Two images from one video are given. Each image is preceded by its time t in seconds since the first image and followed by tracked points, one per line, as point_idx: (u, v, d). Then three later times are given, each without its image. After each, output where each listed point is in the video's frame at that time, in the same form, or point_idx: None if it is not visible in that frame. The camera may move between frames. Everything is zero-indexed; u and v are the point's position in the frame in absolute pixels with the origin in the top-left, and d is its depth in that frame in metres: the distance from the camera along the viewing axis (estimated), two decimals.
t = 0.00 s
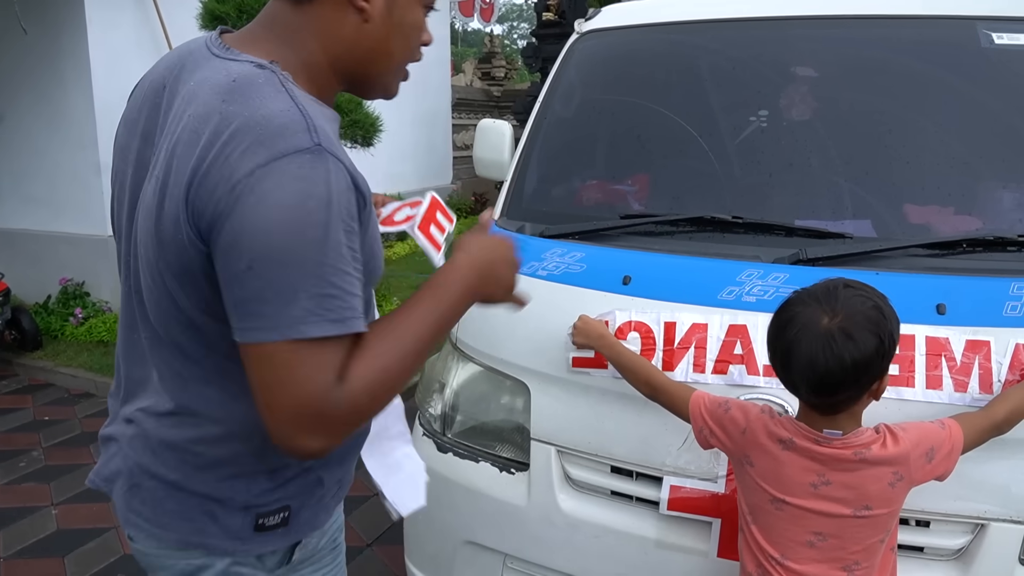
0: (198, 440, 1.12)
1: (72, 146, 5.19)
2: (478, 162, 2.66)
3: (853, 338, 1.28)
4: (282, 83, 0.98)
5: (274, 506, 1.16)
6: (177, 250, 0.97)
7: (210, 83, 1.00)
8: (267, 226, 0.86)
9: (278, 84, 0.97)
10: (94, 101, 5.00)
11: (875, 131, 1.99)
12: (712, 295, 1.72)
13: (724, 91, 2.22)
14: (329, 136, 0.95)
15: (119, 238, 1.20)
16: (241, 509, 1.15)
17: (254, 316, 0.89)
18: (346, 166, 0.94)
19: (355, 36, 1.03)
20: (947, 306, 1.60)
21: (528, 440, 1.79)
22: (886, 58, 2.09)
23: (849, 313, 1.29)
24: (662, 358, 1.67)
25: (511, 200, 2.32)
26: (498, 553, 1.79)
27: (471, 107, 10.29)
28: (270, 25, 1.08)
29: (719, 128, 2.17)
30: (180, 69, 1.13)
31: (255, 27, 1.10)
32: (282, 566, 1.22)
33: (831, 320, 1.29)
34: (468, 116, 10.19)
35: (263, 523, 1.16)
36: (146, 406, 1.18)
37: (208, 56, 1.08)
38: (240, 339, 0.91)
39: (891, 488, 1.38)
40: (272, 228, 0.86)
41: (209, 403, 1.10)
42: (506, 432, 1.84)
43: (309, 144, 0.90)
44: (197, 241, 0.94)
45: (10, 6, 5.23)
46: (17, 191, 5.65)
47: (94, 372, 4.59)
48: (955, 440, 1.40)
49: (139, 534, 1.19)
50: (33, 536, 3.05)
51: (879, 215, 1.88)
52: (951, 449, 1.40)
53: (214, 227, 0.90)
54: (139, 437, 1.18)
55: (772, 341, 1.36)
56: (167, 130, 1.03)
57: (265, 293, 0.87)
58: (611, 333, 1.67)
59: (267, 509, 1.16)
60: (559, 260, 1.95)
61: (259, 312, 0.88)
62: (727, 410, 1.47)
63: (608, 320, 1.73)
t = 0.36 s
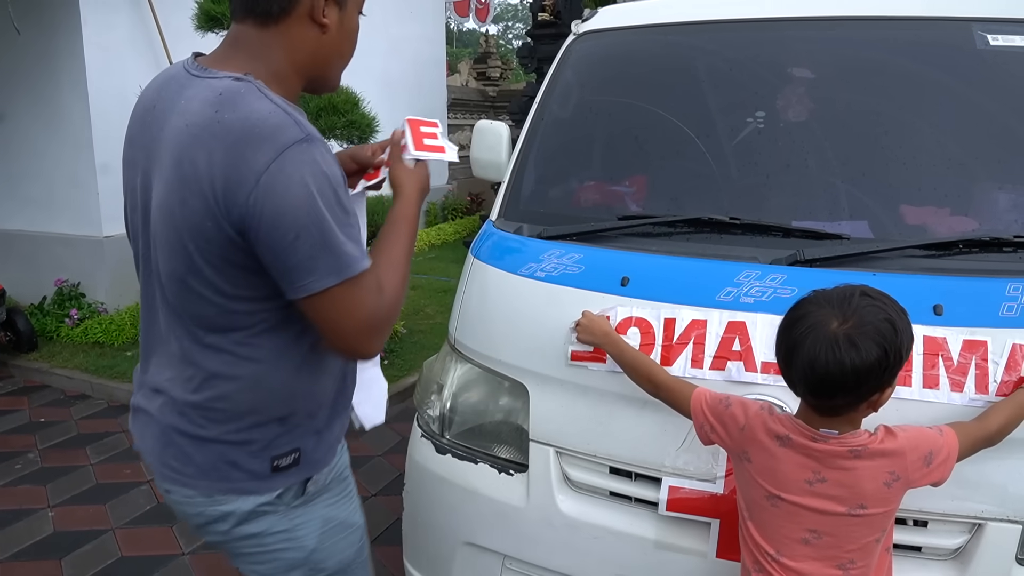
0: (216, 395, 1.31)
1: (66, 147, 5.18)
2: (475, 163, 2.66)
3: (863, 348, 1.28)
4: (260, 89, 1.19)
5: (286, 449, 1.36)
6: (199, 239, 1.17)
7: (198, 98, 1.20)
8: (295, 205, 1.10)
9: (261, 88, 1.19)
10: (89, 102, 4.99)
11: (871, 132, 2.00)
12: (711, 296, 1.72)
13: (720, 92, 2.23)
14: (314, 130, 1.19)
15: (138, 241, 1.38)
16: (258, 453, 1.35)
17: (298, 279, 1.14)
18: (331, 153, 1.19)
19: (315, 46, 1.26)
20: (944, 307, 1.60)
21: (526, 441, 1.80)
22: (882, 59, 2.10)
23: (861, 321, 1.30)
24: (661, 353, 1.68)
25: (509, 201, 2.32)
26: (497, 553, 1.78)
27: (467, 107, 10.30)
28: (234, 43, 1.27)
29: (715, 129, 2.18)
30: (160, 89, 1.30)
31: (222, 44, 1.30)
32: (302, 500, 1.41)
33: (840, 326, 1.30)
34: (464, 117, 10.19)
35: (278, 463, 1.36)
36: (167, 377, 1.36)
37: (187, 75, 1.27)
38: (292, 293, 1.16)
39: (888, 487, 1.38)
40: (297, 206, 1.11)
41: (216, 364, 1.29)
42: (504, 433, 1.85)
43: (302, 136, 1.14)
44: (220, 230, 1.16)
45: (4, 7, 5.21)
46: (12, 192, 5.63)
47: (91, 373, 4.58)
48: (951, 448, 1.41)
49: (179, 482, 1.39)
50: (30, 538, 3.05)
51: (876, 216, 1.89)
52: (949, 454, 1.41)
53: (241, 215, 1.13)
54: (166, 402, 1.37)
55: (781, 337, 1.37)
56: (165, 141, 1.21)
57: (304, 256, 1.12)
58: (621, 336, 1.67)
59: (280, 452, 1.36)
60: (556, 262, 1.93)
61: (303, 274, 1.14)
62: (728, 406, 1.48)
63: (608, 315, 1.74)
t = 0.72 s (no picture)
0: (285, 361, 1.41)
1: (61, 147, 5.16)
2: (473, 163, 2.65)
3: (874, 344, 1.29)
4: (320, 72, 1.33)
5: (347, 416, 1.47)
6: (285, 205, 1.30)
7: (266, 87, 1.33)
8: (390, 155, 1.26)
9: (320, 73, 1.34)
10: (85, 102, 4.97)
11: (871, 133, 2.00)
12: (711, 296, 1.72)
13: (719, 92, 2.23)
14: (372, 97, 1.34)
15: (190, 226, 1.48)
16: (326, 418, 1.45)
17: (398, 220, 1.30)
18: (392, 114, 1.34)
19: (357, 43, 1.38)
20: (944, 306, 1.60)
21: (526, 441, 1.79)
22: (880, 60, 2.11)
23: (869, 318, 1.30)
24: (661, 354, 1.68)
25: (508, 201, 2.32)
26: (498, 554, 1.78)
27: (463, 107, 10.30)
28: (284, 44, 1.40)
29: (715, 129, 2.18)
30: (214, 85, 1.42)
31: (274, 45, 1.43)
32: (365, 464, 1.52)
33: (854, 325, 1.30)
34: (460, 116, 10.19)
35: (344, 427, 1.47)
36: (231, 346, 1.43)
37: (242, 68, 1.39)
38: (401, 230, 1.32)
39: (890, 484, 1.38)
40: (388, 155, 1.27)
41: (284, 331, 1.39)
42: (504, 434, 1.84)
43: (368, 102, 1.29)
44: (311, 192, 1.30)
45: None
46: (8, 193, 5.61)
47: (87, 374, 4.56)
48: (953, 442, 1.41)
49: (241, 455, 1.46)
50: (27, 540, 3.04)
51: (876, 216, 1.89)
52: (949, 450, 1.41)
53: (335, 174, 1.27)
54: (227, 379, 1.44)
55: (788, 337, 1.36)
56: (236, 125, 1.34)
57: (400, 198, 1.28)
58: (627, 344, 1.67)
59: (344, 418, 1.47)
60: (556, 262, 1.92)
61: (400, 214, 1.30)
62: (730, 406, 1.48)
63: (608, 317, 1.74)
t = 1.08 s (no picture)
0: (357, 351, 1.51)
1: (58, 148, 5.14)
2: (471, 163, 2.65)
3: (887, 328, 1.30)
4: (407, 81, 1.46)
5: (405, 406, 1.58)
6: (375, 200, 1.41)
7: (360, 90, 1.44)
8: (478, 164, 1.40)
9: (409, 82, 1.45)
10: (81, 102, 4.96)
11: (870, 133, 2.00)
12: (710, 297, 1.71)
13: (718, 92, 2.23)
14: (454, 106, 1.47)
15: (262, 216, 1.54)
16: (387, 407, 1.56)
17: (482, 221, 1.43)
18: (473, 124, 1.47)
19: (431, 55, 1.52)
20: (944, 306, 1.60)
21: (525, 442, 1.79)
22: (879, 60, 2.11)
23: (875, 305, 1.32)
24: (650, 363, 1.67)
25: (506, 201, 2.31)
26: (497, 555, 1.77)
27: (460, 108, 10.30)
28: (363, 48, 1.53)
29: (714, 129, 2.18)
30: (298, 85, 1.51)
31: (353, 48, 1.55)
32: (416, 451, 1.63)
33: (864, 311, 1.31)
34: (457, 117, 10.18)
35: (403, 416, 1.58)
36: (306, 340, 1.51)
37: (330, 73, 1.49)
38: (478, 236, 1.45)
39: (893, 483, 1.38)
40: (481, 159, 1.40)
41: (362, 323, 1.50)
42: (503, 434, 1.84)
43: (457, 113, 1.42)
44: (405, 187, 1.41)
45: None
46: (4, 194, 5.60)
47: (83, 375, 4.55)
48: (953, 442, 1.42)
49: (302, 442, 1.55)
50: (23, 542, 3.03)
51: (875, 216, 1.89)
52: (949, 452, 1.41)
53: (430, 174, 1.39)
54: (294, 368, 1.53)
55: (792, 331, 1.36)
56: (328, 123, 1.43)
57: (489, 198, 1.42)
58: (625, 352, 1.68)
59: (404, 407, 1.58)
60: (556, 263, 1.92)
61: (489, 212, 1.43)
62: (730, 407, 1.48)
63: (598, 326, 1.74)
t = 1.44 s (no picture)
0: (318, 336, 1.56)
1: (55, 148, 5.13)
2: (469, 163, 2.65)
3: (880, 347, 1.29)
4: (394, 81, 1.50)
5: (367, 396, 1.62)
6: (352, 189, 1.47)
7: (349, 90, 1.49)
8: (453, 156, 1.43)
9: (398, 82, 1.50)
10: (77, 102, 4.95)
11: (866, 133, 2.00)
12: (707, 296, 1.71)
13: (715, 92, 2.23)
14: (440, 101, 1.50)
15: (257, 203, 1.62)
16: (345, 395, 1.60)
17: (458, 210, 1.46)
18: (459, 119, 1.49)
19: (421, 63, 1.56)
20: (941, 306, 1.60)
21: (523, 442, 1.79)
22: (876, 60, 2.11)
23: (867, 324, 1.30)
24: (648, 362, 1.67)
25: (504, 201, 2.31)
26: (494, 555, 1.77)
27: (458, 108, 10.30)
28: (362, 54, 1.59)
29: (711, 129, 2.17)
30: (299, 82, 1.58)
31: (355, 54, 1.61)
32: (377, 442, 1.66)
33: (855, 334, 1.29)
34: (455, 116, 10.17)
35: (361, 405, 1.61)
36: (278, 321, 1.58)
37: (328, 72, 1.55)
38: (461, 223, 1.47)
39: (891, 486, 1.38)
40: (457, 153, 1.43)
41: (327, 308, 1.55)
42: (501, 434, 1.84)
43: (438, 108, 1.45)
44: (383, 177, 1.46)
45: None
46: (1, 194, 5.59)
47: (80, 375, 4.54)
48: (950, 438, 1.42)
49: (264, 418, 1.63)
50: (20, 543, 3.02)
51: (872, 216, 1.89)
52: (946, 451, 1.41)
53: (404, 165, 1.43)
54: (265, 347, 1.61)
55: (783, 353, 1.35)
56: (316, 117, 1.50)
57: (464, 189, 1.45)
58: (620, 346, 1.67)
59: (365, 397, 1.61)
60: (553, 263, 1.92)
61: (466, 203, 1.46)
62: (728, 409, 1.48)
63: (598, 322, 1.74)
